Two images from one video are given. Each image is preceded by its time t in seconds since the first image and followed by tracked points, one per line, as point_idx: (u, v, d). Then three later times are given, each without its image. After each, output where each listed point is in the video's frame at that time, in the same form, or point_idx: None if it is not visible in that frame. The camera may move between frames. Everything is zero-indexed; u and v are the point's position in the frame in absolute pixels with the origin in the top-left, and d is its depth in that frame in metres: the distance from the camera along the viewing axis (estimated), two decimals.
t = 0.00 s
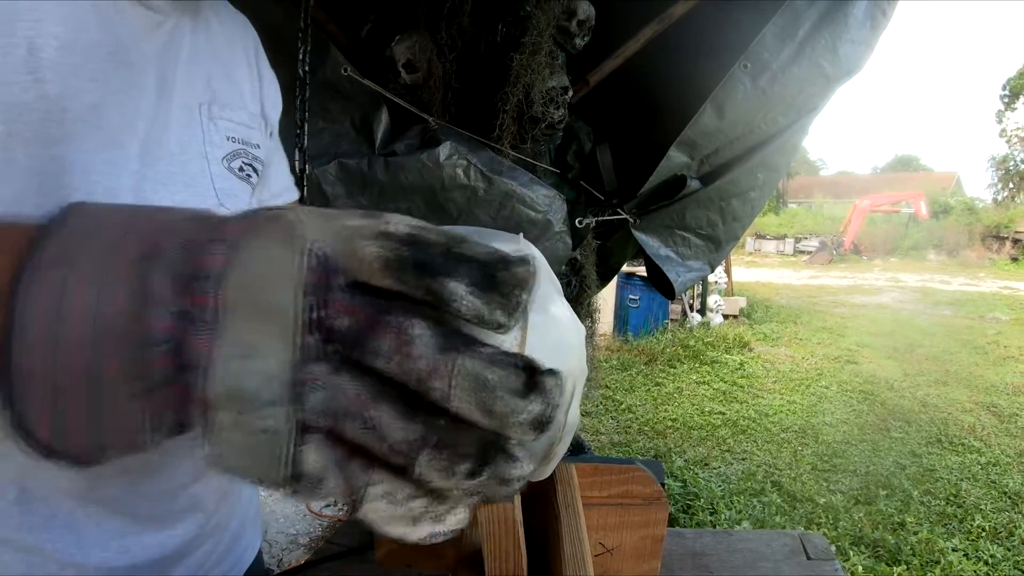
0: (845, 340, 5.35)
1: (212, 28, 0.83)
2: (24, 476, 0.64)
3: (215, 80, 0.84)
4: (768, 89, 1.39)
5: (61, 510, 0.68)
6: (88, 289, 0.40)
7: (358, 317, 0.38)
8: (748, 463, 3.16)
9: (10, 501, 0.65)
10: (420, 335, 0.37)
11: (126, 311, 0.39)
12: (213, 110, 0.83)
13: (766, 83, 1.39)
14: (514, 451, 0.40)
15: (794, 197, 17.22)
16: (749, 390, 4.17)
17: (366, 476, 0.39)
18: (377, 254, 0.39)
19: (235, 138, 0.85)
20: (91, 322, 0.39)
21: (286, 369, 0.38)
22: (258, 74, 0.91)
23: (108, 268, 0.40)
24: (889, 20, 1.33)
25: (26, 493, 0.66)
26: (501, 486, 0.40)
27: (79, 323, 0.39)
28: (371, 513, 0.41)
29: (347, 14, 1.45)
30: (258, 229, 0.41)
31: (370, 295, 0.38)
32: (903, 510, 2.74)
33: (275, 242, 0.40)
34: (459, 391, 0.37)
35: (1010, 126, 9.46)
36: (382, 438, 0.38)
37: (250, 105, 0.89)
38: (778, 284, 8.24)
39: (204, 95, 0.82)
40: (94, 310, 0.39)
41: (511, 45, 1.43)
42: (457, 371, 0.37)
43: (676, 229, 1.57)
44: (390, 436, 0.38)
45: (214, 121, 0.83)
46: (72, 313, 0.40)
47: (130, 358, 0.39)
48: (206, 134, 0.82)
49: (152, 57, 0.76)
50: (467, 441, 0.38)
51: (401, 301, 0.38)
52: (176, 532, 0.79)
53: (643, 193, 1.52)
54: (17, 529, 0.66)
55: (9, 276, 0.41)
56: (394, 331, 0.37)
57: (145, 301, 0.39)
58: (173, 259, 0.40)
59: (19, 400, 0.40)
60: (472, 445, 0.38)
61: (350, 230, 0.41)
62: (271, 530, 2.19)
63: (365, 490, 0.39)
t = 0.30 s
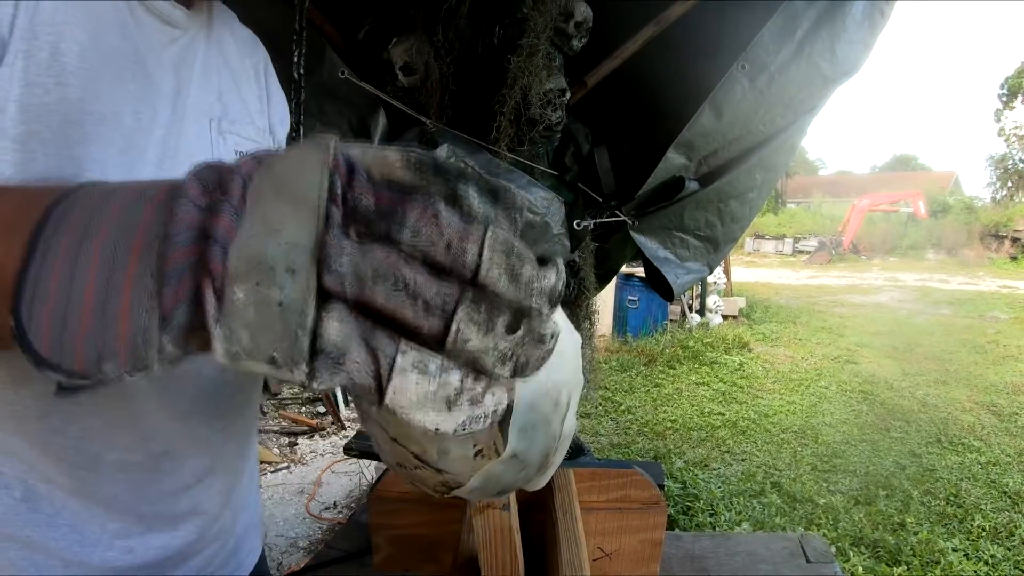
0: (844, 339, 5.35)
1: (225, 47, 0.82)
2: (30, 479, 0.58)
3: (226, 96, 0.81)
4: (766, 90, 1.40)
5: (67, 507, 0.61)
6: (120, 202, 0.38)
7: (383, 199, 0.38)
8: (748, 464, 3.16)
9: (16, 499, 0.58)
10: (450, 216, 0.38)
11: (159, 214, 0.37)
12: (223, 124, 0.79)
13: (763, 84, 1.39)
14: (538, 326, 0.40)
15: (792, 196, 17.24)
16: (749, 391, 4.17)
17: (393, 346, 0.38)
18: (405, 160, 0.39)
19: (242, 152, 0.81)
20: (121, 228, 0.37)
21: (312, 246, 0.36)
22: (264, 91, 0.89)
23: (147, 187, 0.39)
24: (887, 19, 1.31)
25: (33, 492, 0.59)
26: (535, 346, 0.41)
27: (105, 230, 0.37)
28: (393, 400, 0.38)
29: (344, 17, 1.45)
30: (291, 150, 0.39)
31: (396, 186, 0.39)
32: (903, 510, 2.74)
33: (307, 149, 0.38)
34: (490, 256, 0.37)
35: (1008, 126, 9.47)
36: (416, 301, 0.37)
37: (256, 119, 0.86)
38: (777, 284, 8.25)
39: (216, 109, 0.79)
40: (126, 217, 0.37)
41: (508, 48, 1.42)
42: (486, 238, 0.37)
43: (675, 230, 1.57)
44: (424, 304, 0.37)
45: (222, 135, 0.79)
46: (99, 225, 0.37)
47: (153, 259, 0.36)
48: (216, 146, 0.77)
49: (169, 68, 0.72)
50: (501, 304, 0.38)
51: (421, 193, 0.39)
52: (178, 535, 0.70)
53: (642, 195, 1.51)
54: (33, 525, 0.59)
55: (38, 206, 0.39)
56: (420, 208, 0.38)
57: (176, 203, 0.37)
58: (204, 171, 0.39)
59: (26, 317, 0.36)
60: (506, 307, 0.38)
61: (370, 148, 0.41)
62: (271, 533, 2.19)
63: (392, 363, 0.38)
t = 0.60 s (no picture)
0: (844, 338, 5.35)
1: (225, 50, 0.79)
2: (32, 488, 0.58)
3: (227, 97, 0.79)
4: (763, 90, 1.39)
5: (68, 513, 0.60)
6: (140, 196, 0.38)
7: (418, 176, 0.39)
8: (748, 464, 3.16)
9: (19, 505, 0.58)
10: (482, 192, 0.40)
11: (182, 204, 0.37)
12: (223, 126, 0.77)
13: (761, 84, 1.39)
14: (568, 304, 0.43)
15: (792, 194, 17.22)
16: (749, 390, 4.17)
17: (442, 324, 0.39)
18: (428, 142, 0.41)
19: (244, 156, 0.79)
20: (145, 225, 0.37)
21: (354, 230, 0.36)
22: (266, 88, 0.86)
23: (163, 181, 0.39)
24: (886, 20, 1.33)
25: (36, 498, 0.58)
26: (565, 314, 0.44)
27: (131, 225, 0.37)
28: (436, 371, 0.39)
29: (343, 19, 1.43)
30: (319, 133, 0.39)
31: (422, 163, 0.40)
32: (903, 510, 2.73)
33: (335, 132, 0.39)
34: (522, 234, 0.40)
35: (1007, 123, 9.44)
36: (462, 275, 0.39)
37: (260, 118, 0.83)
38: (777, 283, 8.24)
39: (217, 112, 0.77)
40: (150, 211, 0.37)
41: (504, 50, 1.41)
42: (518, 217, 0.40)
43: (673, 231, 1.57)
44: (468, 278, 0.39)
45: (223, 137, 0.77)
46: (122, 224, 0.37)
47: (183, 249, 0.36)
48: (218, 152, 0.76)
49: (171, 75, 0.70)
50: (535, 276, 0.41)
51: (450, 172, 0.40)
52: (181, 540, 0.69)
53: (640, 196, 1.50)
54: (36, 530, 0.59)
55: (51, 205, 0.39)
56: (456, 186, 0.39)
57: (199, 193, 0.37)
58: (220, 162, 0.39)
59: (51, 318, 0.36)
60: (542, 277, 0.41)
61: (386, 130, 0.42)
62: (272, 536, 2.19)
63: (442, 339, 0.38)
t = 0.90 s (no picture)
0: (845, 334, 5.34)
1: (215, 43, 0.80)
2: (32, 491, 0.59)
3: (217, 91, 0.80)
4: (761, 87, 1.39)
5: (67, 517, 0.61)
6: (114, 268, 0.37)
7: (376, 217, 0.39)
8: (749, 460, 3.16)
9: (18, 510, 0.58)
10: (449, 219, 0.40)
11: (157, 278, 0.37)
12: (212, 122, 0.79)
13: (759, 81, 1.39)
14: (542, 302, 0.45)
15: (796, 189, 17.17)
16: (750, 386, 4.17)
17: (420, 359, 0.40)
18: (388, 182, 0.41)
19: (238, 149, 0.80)
20: (121, 300, 0.36)
21: (321, 283, 0.37)
22: (258, 77, 0.85)
23: (136, 247, 0.38)
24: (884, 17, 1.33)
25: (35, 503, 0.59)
26: (546, 313, 0.45)
27: (106, 299, 0.36)
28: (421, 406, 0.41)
29: (341, 19, 1.45)
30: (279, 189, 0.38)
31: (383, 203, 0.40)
32: (903, 506, 2.74)
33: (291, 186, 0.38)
34: (486, 248, 0.40)
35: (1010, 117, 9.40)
36: (434, 307, 0.40)
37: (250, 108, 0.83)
38: (779, 278, 8.24)
39: (207, 108, 0.79)
40: (123, 286, 0.36)
41: (502, 48, 1.42)
42: (479, 232, 0.40)
43: (671, 228, 1.58)
44: (441, 315, 0.40)
45: (213, 134, 0.78)
46: (100, 300, 0.36)
47: (162, 323, 0.36)
48: (206, 149, 0.78)
49: (156, 73, 0.71)
50: (506, 286, 0.42)
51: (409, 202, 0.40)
52: (178, 542, 0.71)
53: (637, 194, 1.51)
54: (32, 536, 0.59)
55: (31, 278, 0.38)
56: (420, 226, 0.39)
57: (174, 265, 0.37)
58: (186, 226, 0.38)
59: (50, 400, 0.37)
60: (512, 289, 0.42)
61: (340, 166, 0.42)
62: (273, 532, 2.21)
63: (424, 374, 0.40)
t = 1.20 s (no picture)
0: (852, 328, 5.33)
1: (207, 28, 0.81)
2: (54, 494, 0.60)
3: (213, 78, 0.81)
4: (764, 83, 1.41)
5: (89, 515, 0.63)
6: (145, 391, 0.39)
7: (403, 485, 0.37)
8: (754, 454, 3.18)
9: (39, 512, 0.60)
10: (473, 496, 0.37)
11: (178, 385, 0.40)
12: (210, 114, 0.79)
13: (762, 77, 1.41)
14: (580, 487, 0.42)
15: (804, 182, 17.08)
16: (757, 380, 4.18)
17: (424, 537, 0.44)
18: (412, 433, 0.37)
19: (239, 138, 0.80)
20: (156, 398, 0.39)
21: (348, 531, 0.38)
22: (257, 62, 0.86)
23: (156, 343, 0.41)
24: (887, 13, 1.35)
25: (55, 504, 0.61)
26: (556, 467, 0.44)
27: (140, 422, 0.39)
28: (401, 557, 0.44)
29: (346, 17, 1.46)
30: (276, 427, 0.38)
31: (405, 456, 0.37)
32: (908, 500, 2.74)
33: (286, 425, 0.38)
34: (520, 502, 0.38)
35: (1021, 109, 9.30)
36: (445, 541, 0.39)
37: (251, 90, 0.85)
38: (786, 272, 8.22)
39: (204, 99, 0.79)
40: (148, 391, 0.40)
41: (506, 47, 1.44)
42: (513, 501, 0.38)
43: (676, 223, 1.58)
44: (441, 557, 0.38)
45: (211, 126, 0.79)
46: (133, 397, 0.39)
47: (183, 455, 0.39)
48: (205, 140, 0.79)
49: (148, 66, 0.74)
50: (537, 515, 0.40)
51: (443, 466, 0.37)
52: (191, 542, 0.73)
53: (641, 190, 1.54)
54: (51, 539, 0.62)
55: (64, 372, 0.41)
56: (448, 494, 0.37)
57: (194, 382, 0.40)
58: (216, 363, 0.40)
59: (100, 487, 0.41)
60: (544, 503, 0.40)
61: (335, 374, 0.38)
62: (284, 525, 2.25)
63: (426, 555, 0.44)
